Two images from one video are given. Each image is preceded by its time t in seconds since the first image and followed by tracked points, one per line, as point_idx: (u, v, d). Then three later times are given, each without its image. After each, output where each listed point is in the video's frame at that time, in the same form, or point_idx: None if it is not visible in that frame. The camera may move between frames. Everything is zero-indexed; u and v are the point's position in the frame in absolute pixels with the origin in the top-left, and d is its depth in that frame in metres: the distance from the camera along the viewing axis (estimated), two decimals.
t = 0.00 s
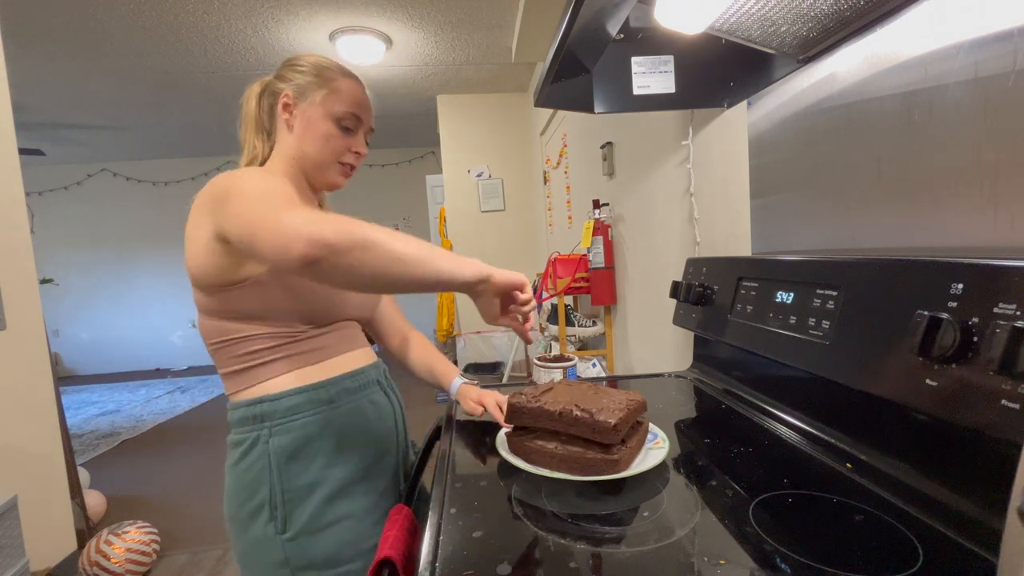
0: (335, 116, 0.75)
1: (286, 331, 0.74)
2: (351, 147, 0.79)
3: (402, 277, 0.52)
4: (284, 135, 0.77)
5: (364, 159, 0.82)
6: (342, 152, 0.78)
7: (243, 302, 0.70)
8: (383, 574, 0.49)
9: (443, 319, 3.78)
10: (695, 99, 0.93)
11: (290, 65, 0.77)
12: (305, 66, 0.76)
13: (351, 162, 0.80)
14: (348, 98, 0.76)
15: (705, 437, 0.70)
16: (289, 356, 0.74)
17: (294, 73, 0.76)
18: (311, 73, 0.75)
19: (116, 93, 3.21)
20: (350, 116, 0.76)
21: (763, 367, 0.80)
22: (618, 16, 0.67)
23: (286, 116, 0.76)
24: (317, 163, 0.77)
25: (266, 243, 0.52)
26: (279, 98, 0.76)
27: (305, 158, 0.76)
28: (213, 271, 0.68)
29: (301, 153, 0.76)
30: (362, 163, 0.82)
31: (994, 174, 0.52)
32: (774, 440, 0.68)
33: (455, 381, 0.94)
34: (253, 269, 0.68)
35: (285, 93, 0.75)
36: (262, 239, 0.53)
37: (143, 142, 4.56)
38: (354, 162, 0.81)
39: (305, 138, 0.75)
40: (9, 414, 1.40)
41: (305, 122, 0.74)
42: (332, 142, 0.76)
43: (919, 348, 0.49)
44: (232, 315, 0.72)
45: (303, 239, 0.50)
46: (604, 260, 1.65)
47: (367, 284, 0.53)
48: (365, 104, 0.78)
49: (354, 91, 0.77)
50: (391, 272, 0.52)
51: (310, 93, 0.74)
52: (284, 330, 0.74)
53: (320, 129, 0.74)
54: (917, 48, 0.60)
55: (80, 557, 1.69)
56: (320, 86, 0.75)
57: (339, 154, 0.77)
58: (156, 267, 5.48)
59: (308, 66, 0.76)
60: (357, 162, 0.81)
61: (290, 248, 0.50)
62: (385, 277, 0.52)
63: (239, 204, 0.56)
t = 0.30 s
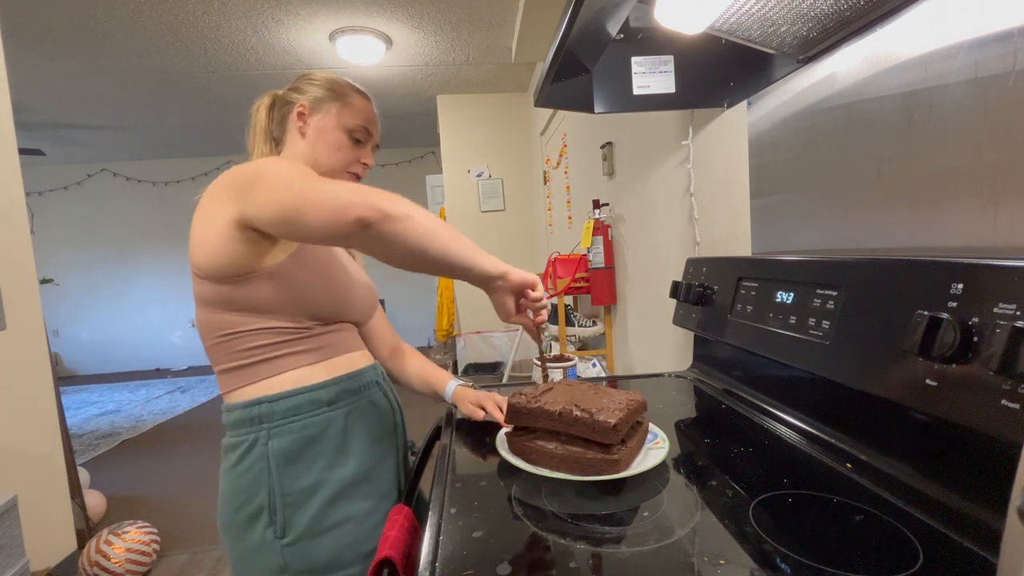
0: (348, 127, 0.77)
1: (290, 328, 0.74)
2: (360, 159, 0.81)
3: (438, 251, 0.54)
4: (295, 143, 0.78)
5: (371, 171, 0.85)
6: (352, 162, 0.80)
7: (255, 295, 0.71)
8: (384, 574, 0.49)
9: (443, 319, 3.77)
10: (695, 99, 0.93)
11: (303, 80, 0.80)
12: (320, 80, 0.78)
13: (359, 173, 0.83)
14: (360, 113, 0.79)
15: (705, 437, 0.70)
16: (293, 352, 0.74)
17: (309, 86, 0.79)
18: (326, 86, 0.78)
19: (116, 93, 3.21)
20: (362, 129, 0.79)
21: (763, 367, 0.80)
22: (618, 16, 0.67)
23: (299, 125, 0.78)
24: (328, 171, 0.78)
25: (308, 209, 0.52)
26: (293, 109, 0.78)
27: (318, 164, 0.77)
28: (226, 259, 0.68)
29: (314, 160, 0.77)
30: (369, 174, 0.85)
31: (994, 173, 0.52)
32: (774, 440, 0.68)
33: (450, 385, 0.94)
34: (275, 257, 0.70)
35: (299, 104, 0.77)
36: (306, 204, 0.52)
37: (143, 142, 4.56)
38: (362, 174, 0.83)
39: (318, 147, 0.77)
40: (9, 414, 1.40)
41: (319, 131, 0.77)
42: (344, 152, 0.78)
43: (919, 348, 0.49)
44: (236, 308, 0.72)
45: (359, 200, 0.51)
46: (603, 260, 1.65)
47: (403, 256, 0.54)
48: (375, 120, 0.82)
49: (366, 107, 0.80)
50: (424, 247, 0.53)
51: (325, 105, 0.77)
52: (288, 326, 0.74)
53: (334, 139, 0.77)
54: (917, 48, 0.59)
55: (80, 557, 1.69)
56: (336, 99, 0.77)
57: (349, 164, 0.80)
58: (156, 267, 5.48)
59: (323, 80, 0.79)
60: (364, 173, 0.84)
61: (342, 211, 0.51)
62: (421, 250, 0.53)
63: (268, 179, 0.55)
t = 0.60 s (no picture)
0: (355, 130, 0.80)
1: (293, 322, 0.74)
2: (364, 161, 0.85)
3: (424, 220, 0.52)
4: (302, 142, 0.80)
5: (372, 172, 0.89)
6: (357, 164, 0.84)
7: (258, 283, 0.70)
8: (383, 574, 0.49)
9: (443, 319, 3.77)
10: (695, 98, 0.93)
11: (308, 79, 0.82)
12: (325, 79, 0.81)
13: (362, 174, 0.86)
14: (365, 117, 0.82)
15: (705, 437, 0.70)
16: (296, 345, 0.74)
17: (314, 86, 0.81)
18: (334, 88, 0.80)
19: (116, 93, 3.21)
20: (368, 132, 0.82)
21: (763, 367, 0.80)
22: (618, 16, 0.67)
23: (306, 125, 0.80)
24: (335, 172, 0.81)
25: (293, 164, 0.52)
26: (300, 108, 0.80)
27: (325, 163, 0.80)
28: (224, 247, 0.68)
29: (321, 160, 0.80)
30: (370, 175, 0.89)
31: (995, 173, 0.52)
32: (774, 441, 0.68)
33: (450, 385, 0.94)
34: (272, 245, 0.70)
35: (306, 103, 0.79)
36: (290, 159, 0.52)
37: (143, 142, 4.55)
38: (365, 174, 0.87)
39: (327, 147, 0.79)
40: (8, 414, 1.40)
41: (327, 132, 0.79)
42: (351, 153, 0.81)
43: (919, 349, 0.49)
44: (236, 299, 0.72)
45: (340, 148, 0.50)
46: (603, 260, 1.65)
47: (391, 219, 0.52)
48: (378, 123, 0.86)
49: (371, 110, 0.84)
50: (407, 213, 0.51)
51: (334, 107, 0.79)
52: (291, 320, 0.74)
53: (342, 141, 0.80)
54: (917, 48, 0.60)
55: (80, 557, 1.69)
56: (343, 102, 0.80)
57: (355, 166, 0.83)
58: (156, 267, 5.48)
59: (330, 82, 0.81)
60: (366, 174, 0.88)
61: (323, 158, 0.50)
62: (405, 210, 0.51)
63: (263, 151, 0.57)
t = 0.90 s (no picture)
0: (352, 128, 0.81)
1: (292, 322, 0.74)
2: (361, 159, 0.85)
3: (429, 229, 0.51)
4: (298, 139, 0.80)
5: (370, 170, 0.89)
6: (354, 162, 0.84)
7: (257, 286, 0.70)
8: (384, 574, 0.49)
9: (443, 319, 3.77)
10: (695, 98, 0.93)
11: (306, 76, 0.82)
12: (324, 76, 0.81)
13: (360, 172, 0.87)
14: (364, 114, 0.82)
15: (705, 437, 0.70)
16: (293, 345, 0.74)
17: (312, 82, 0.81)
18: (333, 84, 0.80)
19: (116, 93, 3.21)
20: (365, 129, 0.83)
21: (763, 367, 0.80)
22: (618, 16, 0.67)
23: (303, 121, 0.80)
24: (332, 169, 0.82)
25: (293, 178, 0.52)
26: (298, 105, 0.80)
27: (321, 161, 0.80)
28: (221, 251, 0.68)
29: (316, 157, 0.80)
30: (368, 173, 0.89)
31: (994, 173, 0.52)
32: (773, 441, 0.68)
33: (450, 385, 0.94)
34: (270, 248, 0.70)
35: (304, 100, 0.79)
36: (292, 172, 0.52)
37: (142, 143, 4.55)
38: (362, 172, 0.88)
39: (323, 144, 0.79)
40: (8, 414, 1.40)
41: (324, 129, 0.79)
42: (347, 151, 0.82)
43: (918, 348, 0.49)
44: (234, 300, 0.72)
45: (344, 165, 0.50)
46: (603, 260, 1.65)
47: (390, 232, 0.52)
48: (376, 121, 0.86)
49: (370, 108, 0.84)
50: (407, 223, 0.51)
51: (331, 104, 0.79)
52: (290, 321, 0.74)
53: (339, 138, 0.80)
54: (916, 48, 0.60)
55: (80, 557, 1.69)
56: (341, 98, 0.80)
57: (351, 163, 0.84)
58: (156, 267, 5.48)
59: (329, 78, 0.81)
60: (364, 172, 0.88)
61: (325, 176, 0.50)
62: (405, 221, 0.51)
63: (263, 158, 0.57)
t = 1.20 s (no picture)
0: (346, 120, 0.80)
1: (293, 322, 0.74)
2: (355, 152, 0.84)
3: (400, 216, 0.49)
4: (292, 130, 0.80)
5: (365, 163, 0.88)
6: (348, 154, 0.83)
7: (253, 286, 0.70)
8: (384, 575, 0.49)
9: (443, 319, 3.76)
10: (695, 98, 0.93)
11: (300, 64, 0.81)
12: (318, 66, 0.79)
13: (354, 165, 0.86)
14: (359, 105, 0.81)
15: (705, 437, 0.70)
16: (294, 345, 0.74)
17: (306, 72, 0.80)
18: (325, 74, 0.79)
19: (116, 93, 3.21)
20: (360, 121, 0.82)
21: (763, 367, 0.80)
22: (618, 16, 0.67)
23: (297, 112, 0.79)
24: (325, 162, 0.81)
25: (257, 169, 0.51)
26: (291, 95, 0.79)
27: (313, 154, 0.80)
28: (210, 248, 0.67)
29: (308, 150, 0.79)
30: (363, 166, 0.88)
31: (994, 174, 0.52)
32: (773, 441, 0.68)
33: (451, 381, 0.94)
34: (260, 242, 0.68)
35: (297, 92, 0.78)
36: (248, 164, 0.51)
37: (142, 142, 4.55)
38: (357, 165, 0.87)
39: (317, 136, 0.79)
40: (8, 415, 1.40)
41: (316, 122, 0.78)
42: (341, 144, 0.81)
43: (919, 348, 0.49)
44: (234, 302, 0.71)
45: (286, 150, 0.48)
46: (604, 260, 1.65)
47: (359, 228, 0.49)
48: (372, 112, 0.84)
49: (365, 99, 0.82)
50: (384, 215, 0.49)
51: (324, 95, 0.78)
52: (291, 321, 0.74)
53: (332, 131, 0.79)
54: (916, 48, 0.60)
55: (80, 557, 1.69)
56: (335, 89, 0.79)
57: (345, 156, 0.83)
58: (156, 268, 5.48)
59: (322, 67, 0.80)
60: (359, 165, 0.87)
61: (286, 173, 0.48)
62: (363, 205, 0.48)
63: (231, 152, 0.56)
